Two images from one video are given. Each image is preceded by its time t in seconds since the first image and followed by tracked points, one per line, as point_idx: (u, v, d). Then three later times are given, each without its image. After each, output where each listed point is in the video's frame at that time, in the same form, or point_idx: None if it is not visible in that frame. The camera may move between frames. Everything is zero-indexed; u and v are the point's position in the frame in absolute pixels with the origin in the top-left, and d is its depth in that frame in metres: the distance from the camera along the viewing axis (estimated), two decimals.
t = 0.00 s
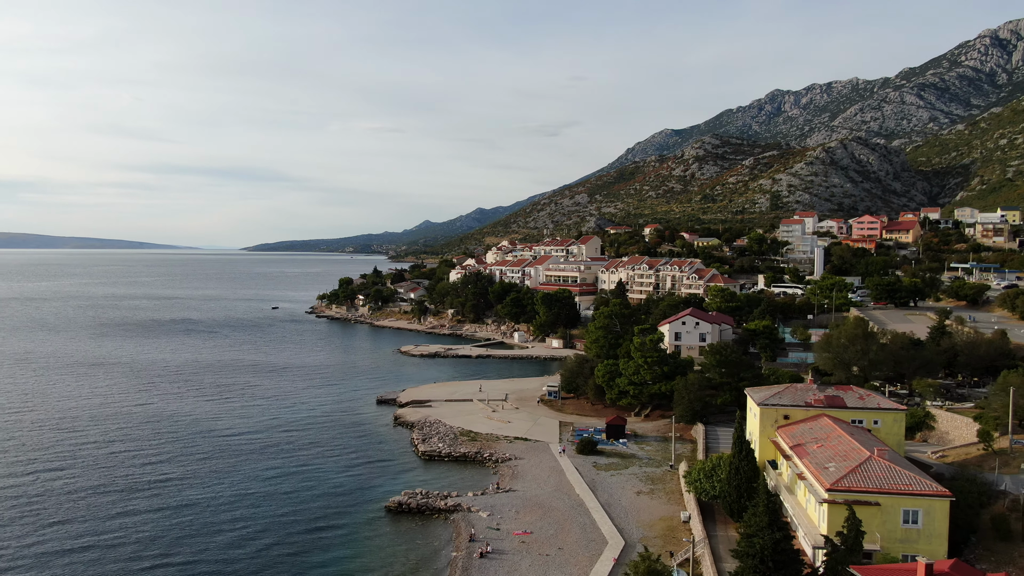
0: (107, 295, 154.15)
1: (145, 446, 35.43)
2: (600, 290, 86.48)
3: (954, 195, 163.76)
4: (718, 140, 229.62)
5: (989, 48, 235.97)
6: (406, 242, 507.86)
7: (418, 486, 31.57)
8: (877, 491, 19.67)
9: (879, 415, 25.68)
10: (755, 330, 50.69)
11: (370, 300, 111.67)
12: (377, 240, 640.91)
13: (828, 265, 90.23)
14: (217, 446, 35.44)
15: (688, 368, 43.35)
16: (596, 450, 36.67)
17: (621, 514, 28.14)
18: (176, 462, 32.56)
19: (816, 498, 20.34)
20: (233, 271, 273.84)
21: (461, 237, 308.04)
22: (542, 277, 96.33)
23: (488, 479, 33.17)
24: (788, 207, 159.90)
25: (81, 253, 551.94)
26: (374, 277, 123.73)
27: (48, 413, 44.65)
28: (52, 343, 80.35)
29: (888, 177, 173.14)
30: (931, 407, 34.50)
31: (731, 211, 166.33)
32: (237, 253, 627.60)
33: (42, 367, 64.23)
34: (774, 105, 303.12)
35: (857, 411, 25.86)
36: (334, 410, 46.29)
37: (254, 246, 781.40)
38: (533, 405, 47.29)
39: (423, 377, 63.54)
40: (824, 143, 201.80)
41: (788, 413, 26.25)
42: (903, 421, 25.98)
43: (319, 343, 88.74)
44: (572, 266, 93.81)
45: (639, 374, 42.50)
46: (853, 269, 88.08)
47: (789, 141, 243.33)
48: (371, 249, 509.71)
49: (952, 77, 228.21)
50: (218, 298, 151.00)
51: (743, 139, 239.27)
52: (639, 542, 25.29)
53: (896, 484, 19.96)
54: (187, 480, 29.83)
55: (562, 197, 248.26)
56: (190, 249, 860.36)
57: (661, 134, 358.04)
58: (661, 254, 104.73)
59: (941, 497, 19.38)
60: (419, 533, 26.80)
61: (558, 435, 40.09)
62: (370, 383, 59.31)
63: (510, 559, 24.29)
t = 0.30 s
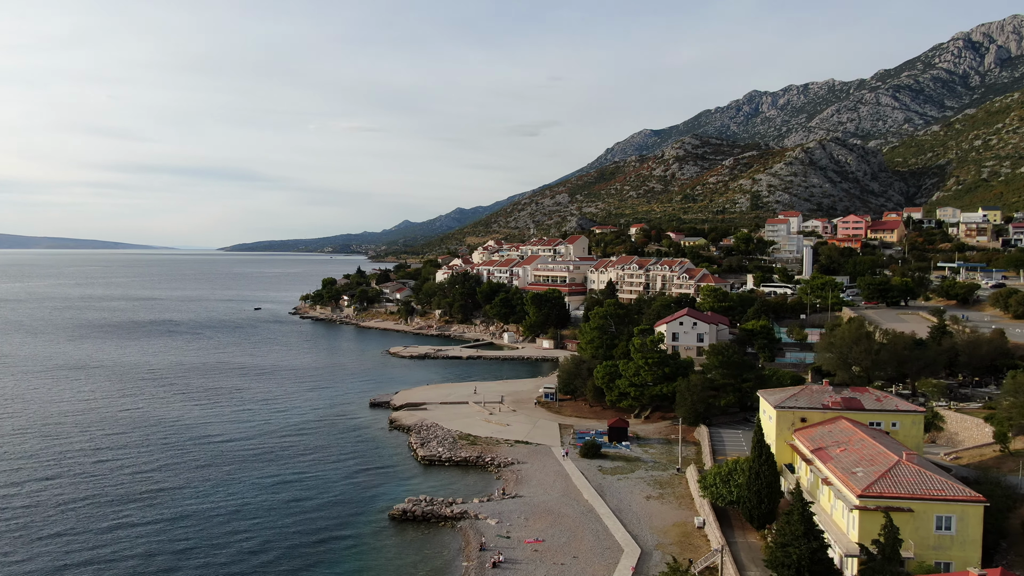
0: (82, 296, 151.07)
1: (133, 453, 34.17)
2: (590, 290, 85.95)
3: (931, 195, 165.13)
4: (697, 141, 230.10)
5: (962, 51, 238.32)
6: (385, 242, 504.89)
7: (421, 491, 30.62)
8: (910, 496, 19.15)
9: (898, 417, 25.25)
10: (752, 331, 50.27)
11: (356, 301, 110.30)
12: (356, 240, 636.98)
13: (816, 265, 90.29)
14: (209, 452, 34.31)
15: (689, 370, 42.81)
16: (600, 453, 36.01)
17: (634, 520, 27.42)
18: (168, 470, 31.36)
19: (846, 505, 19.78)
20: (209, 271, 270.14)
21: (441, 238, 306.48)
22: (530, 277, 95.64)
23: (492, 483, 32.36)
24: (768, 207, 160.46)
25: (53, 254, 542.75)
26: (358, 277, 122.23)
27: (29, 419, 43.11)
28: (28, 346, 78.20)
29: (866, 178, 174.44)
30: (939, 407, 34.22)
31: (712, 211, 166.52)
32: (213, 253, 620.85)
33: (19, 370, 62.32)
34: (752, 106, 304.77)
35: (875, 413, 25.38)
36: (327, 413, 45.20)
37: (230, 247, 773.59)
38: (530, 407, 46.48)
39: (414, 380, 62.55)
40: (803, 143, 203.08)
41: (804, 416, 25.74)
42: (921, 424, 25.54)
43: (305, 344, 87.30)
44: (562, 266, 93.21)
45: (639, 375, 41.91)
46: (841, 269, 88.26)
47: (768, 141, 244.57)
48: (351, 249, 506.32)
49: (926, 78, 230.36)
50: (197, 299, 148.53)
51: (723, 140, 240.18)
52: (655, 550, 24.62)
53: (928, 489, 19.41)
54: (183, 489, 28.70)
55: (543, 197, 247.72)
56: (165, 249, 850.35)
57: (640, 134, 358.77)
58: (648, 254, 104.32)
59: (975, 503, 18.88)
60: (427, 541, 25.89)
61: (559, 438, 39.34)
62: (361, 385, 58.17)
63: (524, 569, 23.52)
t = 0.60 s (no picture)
0: (56, 297, 147.84)
1: (123, 461, 32.93)
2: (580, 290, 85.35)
3: (908, 195, 166.75)
4: (678, 141, 230.48)
5: (936, 53, 240.61)
6: (364, 242, 501.43)
7: (425, 498, 29.68)
8: (945, 501, 18.61)
9: (918, 420, 24.77)
10: (750, 331, 49.88)
11: (341, 301, 108.91)
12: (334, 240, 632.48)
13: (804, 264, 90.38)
14: (203, 459, 33.17)
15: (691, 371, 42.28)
16: (604, 457, 35.33)
17: (647, 527, 26.71)
18: (161, 479, 30.15)
19: (880, 512, 19.21)
20: (184, 271, 266.21)
21: (422, 237, 304.71)
22: (519, 276, 94.93)
23: (497, 488, 31.51)
24: (749, 206, 160.89)
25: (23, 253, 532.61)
26: (342, 277, 120.70)
27: (10, 425, 41.56)
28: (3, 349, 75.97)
29: (844, 178, 175.62)
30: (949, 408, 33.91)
31: (693, 211, 166.61)
32: (189, 253, 613.26)
33: None
34: (730, 106, 306.27)
35: (895, 415, 24.85)
36: (320, 416, 44.10)
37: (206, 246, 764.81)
38: (528, 410, 45.67)
39: (405, 382, 61.53)
40: (782, 144, 204.25)
41: (823, 419, 25.21)
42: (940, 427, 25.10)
43: (290, 345, 85.83)
44: (550, 266, 92.55)
45: (640, 377, 41.30)
46: (829, 268, 88.50)
47: (747, 141, 245.68)
48: (329, 249, 502.49)
49: (901, 80, 232.42)
50: (175, 299, 145.91)
51: (703, 140, 241.07)
52: (673, 558, 23.94)
53: (963, 494, 18.87)
54: (178, 500, 27.55)
55: (524, 196, 246.96)
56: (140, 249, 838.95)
57: (620, 134, 359.18)
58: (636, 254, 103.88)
59: (1011, 508, 18.39)
60: (435, 550, 25.01)
61: (561, 441, 38.60)
62: (351, 388, 57.05)
63: None
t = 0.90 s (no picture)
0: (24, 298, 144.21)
1: (107, 470, 31.66)
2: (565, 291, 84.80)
3: (881, 196, 168.57)
4: (653, 141, 231.05)
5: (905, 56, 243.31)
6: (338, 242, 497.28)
7: (425, 506, 28.75)
8: (974, 507, 18.15)
9: (933, 422, 24.38)
10: (743, 332, 49.58)
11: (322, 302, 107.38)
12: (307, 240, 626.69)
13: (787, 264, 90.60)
14: (192, 468, 32.02)
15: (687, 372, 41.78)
16: (605, 460, 34.68)
17: (657, 533, 26.08)
18: (149, 490, 28.95)
19: (908, 518, 18.72)
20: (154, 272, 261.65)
21: (397, 238, 302.60)
22: (502, 276, 94.18)
23: (498, 495, 30.68)
24: (724, 207, 161.54)
25: None
26: (321, 278, 119.02)
27: None
28: None
29: (817, 178, 177.11)
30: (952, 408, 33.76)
31: (669, 211, 166.84)
32: (159, 253, 604.08)
33: None
34: (704, 107, 308.11)
35: (909, 417, 24.47)
36: (309, 421, 43.00)
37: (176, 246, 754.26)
38: (522, 412, 44.90)
39: (391, 385, 60.50)
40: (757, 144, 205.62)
41: (837, 421, 24.76)
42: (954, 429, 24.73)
43: (270, 347, 84.25)
44: (535, 266, 91.89)
45: (637, 378, 40.74)
46: (812, 267, 88.90)
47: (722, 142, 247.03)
48: (303, 250, 497.67)
49: (872, 82, 235.04)
50: (148, 301, 142.97)
51: (679, 141, 242.01)
52: (687, 566, 23.34)
53: (992, 499, 18.43)
54: (169, 512, 26.38)
55: (500, 196, 246.15)
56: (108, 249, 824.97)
57: (595, 134, 359.92)
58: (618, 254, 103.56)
59: None
60: (441, 561, 24.14)
61: (558, 445, 37.90)
62: (337, 391, 55.93)
63: None
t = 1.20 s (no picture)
0: None
1: (69, 484, 30.00)
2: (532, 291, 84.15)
3: (833, 197, 171.84)
4: (611, 142, 232.04)
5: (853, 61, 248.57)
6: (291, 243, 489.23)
7: (409, 515, 27.76)
8: (980, 507, 18.00)
9: (925, 421, 24.32)
10: (717, 331, 49.58)
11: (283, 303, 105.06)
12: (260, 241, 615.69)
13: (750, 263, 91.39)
14: (160, 481, 30.56)
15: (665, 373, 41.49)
16: (588, 464, 34.10)
17: (650, 538, 25.55)
18: (117, 505, 27.46)
19: (916, 520, 18.45)
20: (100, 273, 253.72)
21: (354, 238, 298.89)
22: (468, 277, 93.21)
23: (482, 501, 29.84)
24: (681, 207, 162.76)
25: None
26: (279, 279, 116.39)
27: None
28: None
29: (771, 180, 179.83)
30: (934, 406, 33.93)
31: (627, 211, 167.47)
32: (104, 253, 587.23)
33: None
34: (659, 109, 310.91)
35: (902, 417, 24.38)
36: (279, 428, 41.61)
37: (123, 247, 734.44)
38: (497, 415, 44.13)
39: (359, 388, 59.15)
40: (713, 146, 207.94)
41: (831, 422, 24.59)
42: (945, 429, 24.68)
43: (228, 351, 81.90)
44: (501, 266, 91.15)
45: (616, 379, 40.31)
46: (776, 267, 89.92)
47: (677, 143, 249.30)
48: (256, 250, 488.57)
49: (822, 86, 239.82)
50: (95, 303, 138.10)
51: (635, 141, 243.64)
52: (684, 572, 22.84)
53: (998, 500, 18.28)
54: (141, 529, 25.00)
55: (458, 196, 244.67)
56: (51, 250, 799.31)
57: (552, 135, 360.48)
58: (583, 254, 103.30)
59: None
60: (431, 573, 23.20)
61: (538, 448, 37.22)
62: (304, 395, 54.43)
63: None
